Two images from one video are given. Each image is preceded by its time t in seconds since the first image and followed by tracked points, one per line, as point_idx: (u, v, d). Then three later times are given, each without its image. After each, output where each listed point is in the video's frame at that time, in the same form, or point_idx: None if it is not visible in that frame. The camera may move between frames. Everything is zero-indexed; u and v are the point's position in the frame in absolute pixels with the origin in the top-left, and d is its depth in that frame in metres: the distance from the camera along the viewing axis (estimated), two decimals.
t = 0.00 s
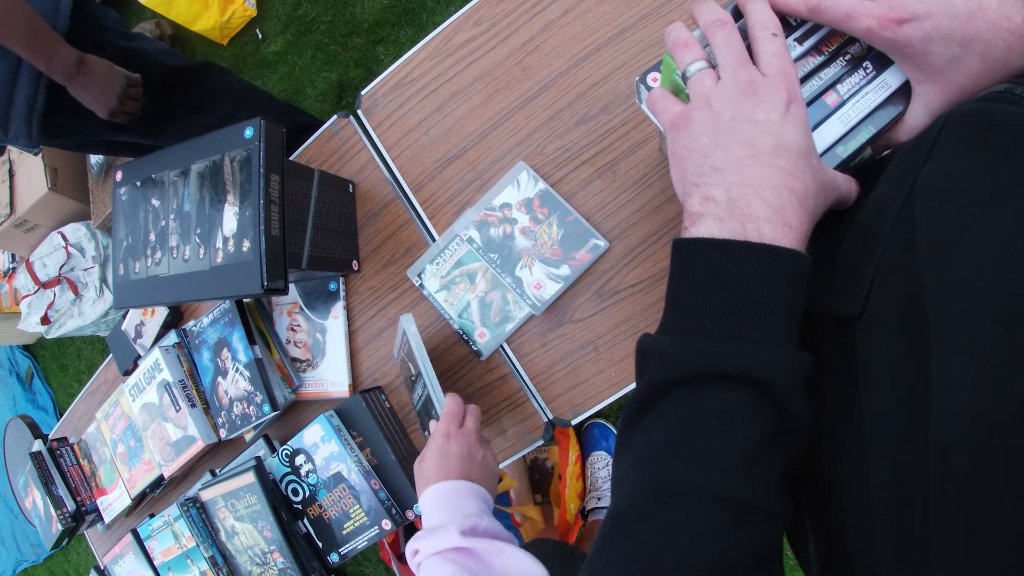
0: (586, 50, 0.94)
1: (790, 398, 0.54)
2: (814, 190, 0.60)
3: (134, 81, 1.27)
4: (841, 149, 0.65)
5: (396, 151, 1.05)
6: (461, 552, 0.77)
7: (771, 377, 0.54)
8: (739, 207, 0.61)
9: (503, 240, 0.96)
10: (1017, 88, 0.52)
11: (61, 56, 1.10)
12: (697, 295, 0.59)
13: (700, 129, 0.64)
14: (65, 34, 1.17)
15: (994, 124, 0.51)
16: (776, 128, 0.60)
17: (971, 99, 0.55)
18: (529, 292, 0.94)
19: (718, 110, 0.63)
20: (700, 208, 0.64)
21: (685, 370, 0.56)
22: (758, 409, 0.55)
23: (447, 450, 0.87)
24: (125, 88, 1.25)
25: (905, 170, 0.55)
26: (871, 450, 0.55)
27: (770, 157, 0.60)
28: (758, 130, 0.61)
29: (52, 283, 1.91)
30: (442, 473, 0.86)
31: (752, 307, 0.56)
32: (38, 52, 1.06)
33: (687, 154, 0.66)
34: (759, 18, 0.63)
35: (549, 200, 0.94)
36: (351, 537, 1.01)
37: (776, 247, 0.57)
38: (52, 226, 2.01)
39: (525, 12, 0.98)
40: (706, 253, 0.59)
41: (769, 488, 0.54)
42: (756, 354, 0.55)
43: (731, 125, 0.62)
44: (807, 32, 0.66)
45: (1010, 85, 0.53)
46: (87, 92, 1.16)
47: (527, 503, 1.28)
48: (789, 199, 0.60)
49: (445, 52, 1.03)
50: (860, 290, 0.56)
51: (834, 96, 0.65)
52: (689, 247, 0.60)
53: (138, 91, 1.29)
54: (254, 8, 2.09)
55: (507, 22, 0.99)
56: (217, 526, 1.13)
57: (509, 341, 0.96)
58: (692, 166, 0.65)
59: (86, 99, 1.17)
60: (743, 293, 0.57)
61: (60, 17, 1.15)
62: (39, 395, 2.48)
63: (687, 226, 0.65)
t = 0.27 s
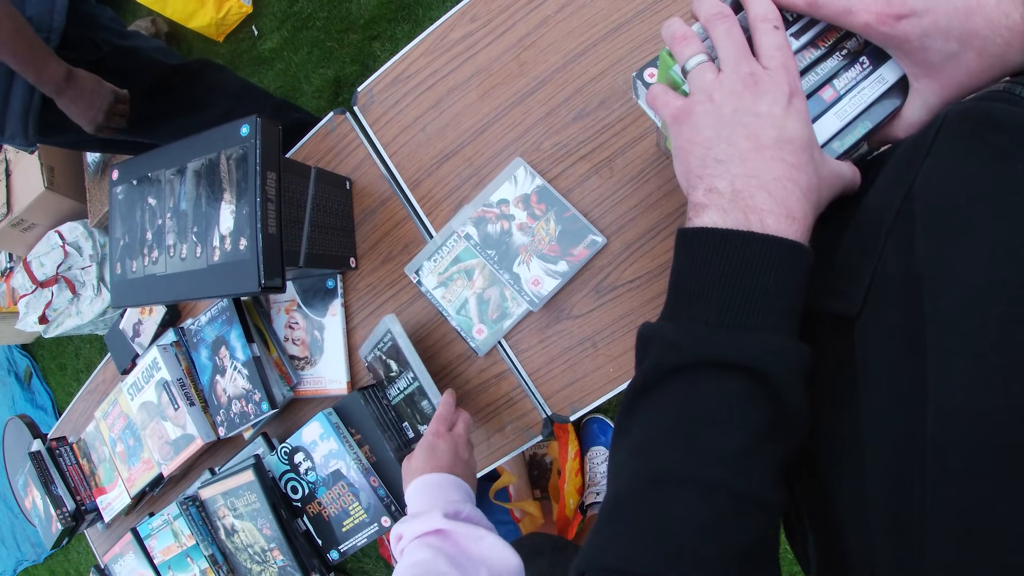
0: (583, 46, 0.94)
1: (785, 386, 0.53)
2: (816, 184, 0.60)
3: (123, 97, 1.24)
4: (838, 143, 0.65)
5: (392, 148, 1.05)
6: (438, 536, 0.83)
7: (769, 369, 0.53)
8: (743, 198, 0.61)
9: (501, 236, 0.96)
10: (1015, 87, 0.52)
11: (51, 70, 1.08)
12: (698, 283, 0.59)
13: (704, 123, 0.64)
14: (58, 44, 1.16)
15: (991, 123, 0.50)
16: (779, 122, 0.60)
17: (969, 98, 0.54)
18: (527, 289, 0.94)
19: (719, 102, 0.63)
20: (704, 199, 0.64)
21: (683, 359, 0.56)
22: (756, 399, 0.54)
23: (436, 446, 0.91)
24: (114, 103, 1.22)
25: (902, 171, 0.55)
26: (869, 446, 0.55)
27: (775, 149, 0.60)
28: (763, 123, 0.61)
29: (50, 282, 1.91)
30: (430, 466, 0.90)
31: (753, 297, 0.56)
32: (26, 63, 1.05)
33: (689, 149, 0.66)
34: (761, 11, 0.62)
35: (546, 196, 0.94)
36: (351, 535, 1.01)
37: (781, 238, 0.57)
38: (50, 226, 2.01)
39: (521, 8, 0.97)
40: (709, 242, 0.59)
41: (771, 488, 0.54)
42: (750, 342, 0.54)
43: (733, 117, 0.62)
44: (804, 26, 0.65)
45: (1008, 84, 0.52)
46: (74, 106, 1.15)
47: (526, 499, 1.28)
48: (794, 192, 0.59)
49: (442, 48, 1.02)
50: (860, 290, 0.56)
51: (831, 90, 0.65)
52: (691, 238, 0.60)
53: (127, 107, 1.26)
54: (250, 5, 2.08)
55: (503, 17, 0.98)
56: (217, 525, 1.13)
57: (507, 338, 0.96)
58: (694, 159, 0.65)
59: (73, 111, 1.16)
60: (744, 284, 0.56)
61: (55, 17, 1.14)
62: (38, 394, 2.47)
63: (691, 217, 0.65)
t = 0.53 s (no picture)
0: (580, 44, 0.94)
1: (795, 364, 0.54)
2: (823, 161, 0.60)
3: (122, 94, 1.25)
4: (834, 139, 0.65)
5: (391, 147, 1.05)
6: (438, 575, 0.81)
7: (774, 344, 0.54)
8: (750, 177, 0.61)
9: (499, 234, 0.96)
10: (1009, 86, 0.52)
11: (49, 66, 1.09)
12: (707, 265, 0.59)
13: (706, 110, 0.64)
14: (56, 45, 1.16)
15: (985, 122, 0.50)
16: (781, 104, 0.61)
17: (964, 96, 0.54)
18: (525, 286, 0.94)
19: (721, 90, 0.63)
20: (710, 180, 0.64)
21: (691, 338, 0.57)
22: (765, 376, 0.55)
23: (429, 497, 0.94)
24: (113, 100, 1.23)
25: (897, 170, 0.55)
26: (866, 440, 0.55)
27: (779, 130, 0.61)
28: (765, 106, 0.61)
29: (50, 282, 1.91)
30: (425, 516, 0.93)
31: (762, 277, 0.56)
32: (25, 61, 1.05)
33: (691, 135, 0.66)
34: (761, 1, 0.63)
35: (544, 194, 0.94)
36: (351, 532, 1.01)
37: (787, 217, 0.57)
38: (49, 226, 2.01)
39: (518, 6, 0.97)
40: (717, 224, 0.59)
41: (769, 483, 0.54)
42: (763, 320, 0.55)
43: (737, 102, 0.62)
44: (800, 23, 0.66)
45: (1003, 82, 0.52)
46: (74, 102, 1.15)
47: (525, 495, 1.28)
48: (801, 170, 0.59)
49: (439, 47, 1.02)
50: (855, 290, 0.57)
51: (827, 87, 0.65)
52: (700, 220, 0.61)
53: (125, 103, 1.27)
54: (248, 4, 2.08)
55: (501, 16, 0.98)
56: (217, 523, 1.14)
57: (506, 335, 0.97)
58: (699, 144, 0.65)
59: (71, 108, 1.16)
60: (755, 261, 0.57)
61: (53, 16, 1.14)
62: (39, 395, 2.48)
63: (698, 197, 0.65)
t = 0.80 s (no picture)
0: (580, 41, 0.94)
1: (792, 362, 0.54)
2: (819, 160, 0.60)
3: (127, 78, 1.27)
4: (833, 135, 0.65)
5: (391, 144, 1.06)
6: None
7: (772, 343, 0.54)
8: (745, 176, 0.61)
9: (499, 231, 0.96)
10: (1010, 82, 0.52)
11: (53, 55, 1.10)
12: (704, 263, 0.59)
13: (704, 108, 0.64)
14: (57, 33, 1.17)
15: (986, 119, 0.50)
16: (778, 101, 0.61)
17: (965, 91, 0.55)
18: (525, 283, 0.94)
19: (719, 86, 0.63)
20: (706, 180, 0.64)
21: (688, 335, 0.57)
22: (760, 375, 0.55)
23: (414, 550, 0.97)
24: (119, 85, 1.24)
25: (898, 167, 0.55)
26: (866, 436, 0.55)
27: (776, 128, 0.61)
28: (762, 104, 0.61)
29: (50, 280, 1.91)
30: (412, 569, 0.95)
31: (758, 275, 0.56)
32: (29, 50, 1.06)
33: (689, 135, 0.66)
34: None
35: (545, 191, 0.94)
36: (351, 529, 1.01)
37: (784, 216, 0.57)
38: (50, 224, 2.01)
39: (519, 4, 0.98)
40: (714, 222, 0.59)
41: (769, 480, 0.54)
42: (760, 318, 0.55)
43: (734, 100, 0.62)
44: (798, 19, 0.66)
45: (1004, 78, 0.53)
46: (81, 89, 1.16)
47: (525, 494, 1.28)
48: (795, 169, 0.60)
49: (440, 44, 1.02)
50: (855, 286, 0.57)
51: (825, 83, 0.65)
52: (697, 219, 0.61)
53: (132, 89, 1.28)
54: (249, 3, 2.08)
55: (501, 13, 0.99)
56: (217, 520, 1.14)
57: (505, 332, 0.97)
58: (695, 144, 0.65)
59: (80, 96, 1.17)
60: (752, 258, 0.57)
61: (51, 16, 1.14)
62: (39, 393, 2.48)
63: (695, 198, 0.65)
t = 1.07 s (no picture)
0: (580, 41, 0.95)
1: (784, 362, 0.54)
2: (814, 160, 0.60)
3: (118, 98, 1.26)
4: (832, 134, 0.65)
5: (391, 143, 1.06)
6: None
7: (769, 341, 0.54)
8: (737, 179, 0.61)
9: (498, 230, 0.97)
10: (1012, 83, 0.52)
11: (45, 75, 1.09)
12: (697, 263, 0.59)
13: (700, 108, 0.64)
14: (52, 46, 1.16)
15: (987, 120, 0.50)
16: (772, 101, 0.61)
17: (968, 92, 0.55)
18: (524, 282, 0.94)
19: (715, 86, 0.63)
20: (700, 183, 0.65)
21: (679, 334, 0.57)
22: (752, 374, 0.55)
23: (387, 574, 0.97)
24: (109, 104, 1.24)
25: (898, 166, 0.55)
26: (864, 435, 0.55)
27: (769, 130, 0.61)
28: (756, 104, 0.61)
29: (50, 279, 1.91)
30: None
31: (750, 275, 0.56)
32: (20, 70, 1.05)
33: (687, 135, 0.66)
34: None
35: (544, 190, 0.94)
36: (350, 528, 1.01)
37: (775, 216, 0.57)
38: (49, 223, 2.01)
39: (518, 3, 0.98)
40: (707, 223, 0.60)
41: (767, 479, 0.54)
42: (751, 318, 0.55)
43: (729, 100, 0.63)
44: (796, 19, 0.66)
45: (1006, 79, 0.53)
46: (70, 109, 1.15)
47: (524, 494, 1.28)
48: (789, 170, 0.60)
49: (439, 44, 1.03)
50: (855, 286, 0.57)
51: (824, 82, 0.65)
52: (690, 221, 0.61)
53: (121, 107, 1.28)
54: (249, 3, 2.08)
55: (501, 13, 0.99)
56: (215, 519, 1.14)
57: (504, 331, 0.97)
58: (691, 145, 0.66)
59: (68, 113, 1.17)
60: (743, 259, 0.57)
61: (47, 29, 1.14)
62: (39, 392, 2.48)
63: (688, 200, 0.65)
